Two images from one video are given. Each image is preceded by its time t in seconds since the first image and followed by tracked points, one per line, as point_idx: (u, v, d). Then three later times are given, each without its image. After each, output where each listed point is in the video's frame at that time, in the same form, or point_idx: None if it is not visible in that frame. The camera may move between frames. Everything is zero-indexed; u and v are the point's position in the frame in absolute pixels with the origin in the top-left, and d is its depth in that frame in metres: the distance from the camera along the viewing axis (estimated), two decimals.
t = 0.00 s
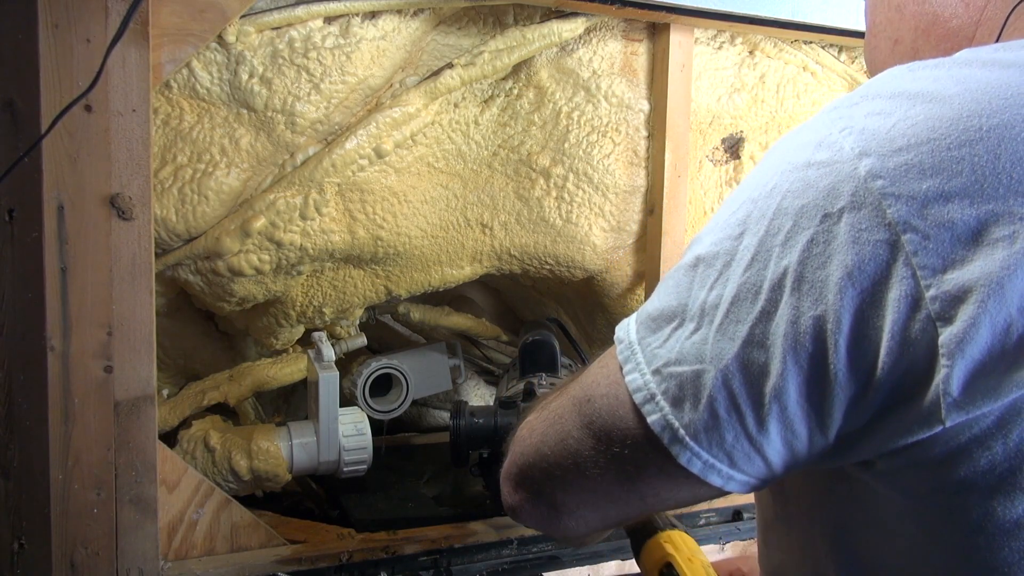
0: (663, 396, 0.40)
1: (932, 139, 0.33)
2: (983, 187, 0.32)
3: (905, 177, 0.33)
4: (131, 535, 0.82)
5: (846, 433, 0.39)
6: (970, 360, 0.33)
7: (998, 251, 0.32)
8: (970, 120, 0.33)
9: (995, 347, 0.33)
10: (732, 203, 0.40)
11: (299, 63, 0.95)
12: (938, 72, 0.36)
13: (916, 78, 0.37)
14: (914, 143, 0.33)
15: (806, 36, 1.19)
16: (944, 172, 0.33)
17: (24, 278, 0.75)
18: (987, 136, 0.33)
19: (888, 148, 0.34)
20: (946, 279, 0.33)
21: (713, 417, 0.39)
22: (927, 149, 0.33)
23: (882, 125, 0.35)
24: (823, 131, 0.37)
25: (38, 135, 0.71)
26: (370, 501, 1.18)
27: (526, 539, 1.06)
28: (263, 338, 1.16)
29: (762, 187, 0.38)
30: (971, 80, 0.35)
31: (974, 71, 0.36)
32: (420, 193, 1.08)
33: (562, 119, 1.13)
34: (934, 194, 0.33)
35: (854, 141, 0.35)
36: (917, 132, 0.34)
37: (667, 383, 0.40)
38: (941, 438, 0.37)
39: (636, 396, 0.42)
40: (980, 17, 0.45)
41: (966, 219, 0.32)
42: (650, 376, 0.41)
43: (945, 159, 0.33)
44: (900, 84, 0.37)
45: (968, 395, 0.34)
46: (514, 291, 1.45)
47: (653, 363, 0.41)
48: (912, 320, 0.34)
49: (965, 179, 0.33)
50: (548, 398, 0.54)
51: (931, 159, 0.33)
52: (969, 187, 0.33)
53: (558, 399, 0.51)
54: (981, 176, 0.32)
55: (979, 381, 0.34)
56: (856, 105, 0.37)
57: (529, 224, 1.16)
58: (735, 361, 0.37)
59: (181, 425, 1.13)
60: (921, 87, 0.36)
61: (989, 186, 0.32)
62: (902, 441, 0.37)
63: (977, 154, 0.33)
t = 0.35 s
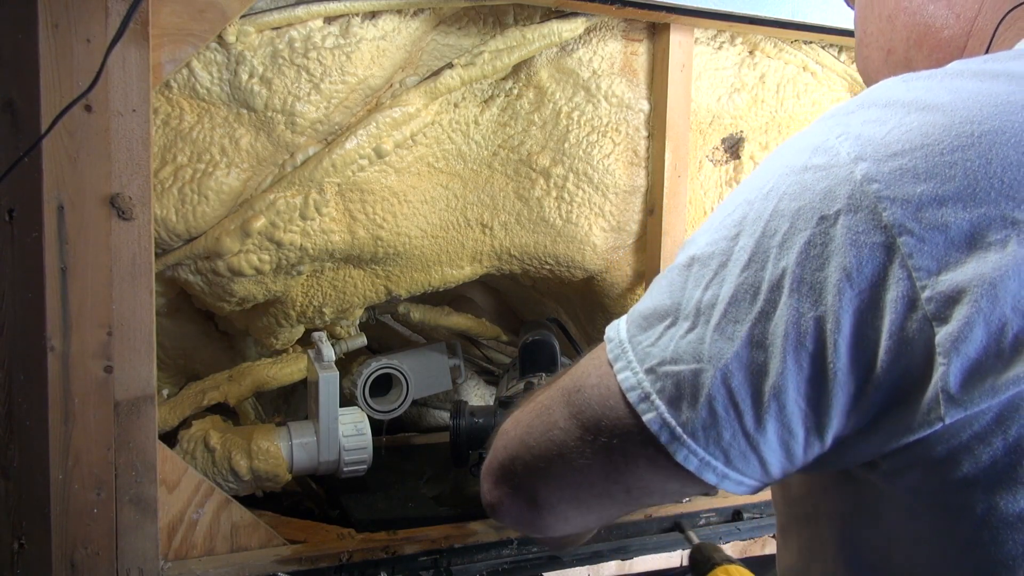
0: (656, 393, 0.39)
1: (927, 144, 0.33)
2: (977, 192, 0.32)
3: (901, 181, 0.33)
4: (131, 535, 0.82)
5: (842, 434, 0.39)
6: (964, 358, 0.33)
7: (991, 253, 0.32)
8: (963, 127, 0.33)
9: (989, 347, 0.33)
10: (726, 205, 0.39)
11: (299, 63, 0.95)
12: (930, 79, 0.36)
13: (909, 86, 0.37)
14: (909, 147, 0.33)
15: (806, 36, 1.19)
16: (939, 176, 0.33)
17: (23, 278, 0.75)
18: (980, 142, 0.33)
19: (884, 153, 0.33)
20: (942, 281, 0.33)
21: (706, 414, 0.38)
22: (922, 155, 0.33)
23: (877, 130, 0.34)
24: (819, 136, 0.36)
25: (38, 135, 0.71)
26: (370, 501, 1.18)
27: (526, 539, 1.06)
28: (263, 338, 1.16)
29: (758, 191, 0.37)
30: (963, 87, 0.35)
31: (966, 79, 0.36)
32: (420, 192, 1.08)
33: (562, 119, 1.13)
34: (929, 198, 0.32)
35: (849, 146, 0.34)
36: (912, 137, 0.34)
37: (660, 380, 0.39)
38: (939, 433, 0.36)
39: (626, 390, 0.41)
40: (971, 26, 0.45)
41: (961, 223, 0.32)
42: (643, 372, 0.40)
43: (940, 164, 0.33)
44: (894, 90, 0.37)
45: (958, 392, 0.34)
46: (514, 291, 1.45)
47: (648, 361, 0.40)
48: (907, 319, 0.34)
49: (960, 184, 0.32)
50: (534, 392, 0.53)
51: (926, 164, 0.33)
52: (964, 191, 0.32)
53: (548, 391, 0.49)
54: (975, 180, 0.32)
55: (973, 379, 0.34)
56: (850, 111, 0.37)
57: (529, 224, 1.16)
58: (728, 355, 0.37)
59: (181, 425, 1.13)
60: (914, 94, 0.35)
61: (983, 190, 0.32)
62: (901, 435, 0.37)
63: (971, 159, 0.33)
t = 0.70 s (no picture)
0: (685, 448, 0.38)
1: (908, 166, 0.33)
2: (959, 206, 0.33)
3: (888, 208, 0.33)
4: (131, 534, 0.82)
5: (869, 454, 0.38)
6: (964, 365, 0.33)
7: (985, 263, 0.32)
8: (939, 143, 0.33)
9: (984, 352, 0.33)
10: (721, 245, 0.40)
11: (299, 63, 0.95)
12: (909, 101, 0.37)
13: (881, 111, 0.37)
14: (891, 172, 0.34)
15: (805, 36, 1.19)
16: (922, 198, 0.33)
17: (23, 278, 0.75)
18: (961, 157, 0.33)
19: (866, 182, 0.34)
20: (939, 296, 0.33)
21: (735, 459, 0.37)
22: (901, 178, 0.33)
23: (856, 159, 0.35)
24: (800, 172, 0.37)
25: (38, 135, 0.71)
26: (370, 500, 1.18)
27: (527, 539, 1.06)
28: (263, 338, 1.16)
29: (753, 232, 0.38)
30: (940, 105, 0.35)
31: (937, 95, 0.36)
32: (420, 192, 1.09)
33: (562, 119, 1.13)
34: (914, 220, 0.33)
35: (832, 178, 0.35)
36: (894, 161, 0.34)
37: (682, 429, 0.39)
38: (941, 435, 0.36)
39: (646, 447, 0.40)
40: (951, 45, 0.44)
41: (950, 239, 0.33)
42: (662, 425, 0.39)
43: (920, 186, 0.33)
44: (869, 115, 0.37)
45: (962, 399, 0.34)
46: (514, 292, 1.44)
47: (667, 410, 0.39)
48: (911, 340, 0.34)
49: (942, 201, 0.33)
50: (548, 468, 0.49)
51: (907, 187, 0.33)
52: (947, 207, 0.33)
53: (566, 470, 0.45)
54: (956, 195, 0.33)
55: (972, 386, 0.34)
56: (827, 143, 0.37)
57: (529, 224, 1.17)
58: (749, 393, 0.36)
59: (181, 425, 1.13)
60: (887, 118, 0.36)
61: (966, 203, 0.32)
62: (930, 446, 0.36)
63: (951, 175, 0.33)
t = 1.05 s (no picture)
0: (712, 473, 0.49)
1: (841, 232, 0.40)
2: (886, 262, 0.39)
3: (827, 269, 0.40)
4: (131, 534, 0.82)
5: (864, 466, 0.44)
6: (899, 392, 0.40)
7: (903, 306, 0.38)
8: (868, 208, 0.40)
9: (915, 376, 0.40)
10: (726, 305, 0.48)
11: (299, 63, 0.95)
12: (851, 164, 0.43)
13: (833, 172, 0.43)
14: (828, 240, 0.40)
15: (805, 36, 1.19)
16: (854, 259, 0.40)
17: (23, 278, 0.75)
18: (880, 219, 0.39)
19: (810, 247, 0.41)
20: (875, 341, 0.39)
21: (744, 479, 0.47)
22: (837, 242, 0.40)
23: (803, 226, 0.42)
24: (765, 236, 0.44)
25: (39, 135, 0.71)
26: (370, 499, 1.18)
27: (526, 539, 1.06)
28: (262, 338, 1.14)
29: (740, 291, 0.46)
30: (869, 168, 0.41)
31: (878, 156, 0.42)
32: (420, 192, 1.09)
33: (562, 119, 1.13)
34: (850, 278, 0.40)
35: (786, 245, 0.42)
36: (830, 228, 0.41)
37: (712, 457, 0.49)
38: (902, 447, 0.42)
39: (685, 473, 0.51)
40: (948, 58, 0.49)
41: (878, 289, 0.39)
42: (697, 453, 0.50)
43: (852, 248, 0.40)
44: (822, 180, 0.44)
45: (904, 421, 0.40)
46: (514, 292, 1.44)
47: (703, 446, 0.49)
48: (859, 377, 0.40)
49: (872, 259, 0.39)
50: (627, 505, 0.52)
51: (841, 249, 0.40)
52: (877, 263, 0.39)
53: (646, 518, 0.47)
54: (883, 252, 0.39)
55: (910, 409, 0.40)
56: (789, 205, 0.44)
57: (529, 224, 1.17)
58: (751, 427, 0.45)
59: (180, 426, 1.12)
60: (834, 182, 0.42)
61: (893, 259, 0.39)
62: (905, 460, 0.42)
63: (879, 235, 0.39)
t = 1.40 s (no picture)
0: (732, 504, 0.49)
1: (841, 263, 0.41)
2: (887, 291, 0.39)
3: (828, 300, 0.41)
4: (131, 534, 0.82)
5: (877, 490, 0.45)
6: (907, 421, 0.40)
7: (905, 337, 0.39)
8: (864, 235, 0.40)
9: (922, 406, 0.40)
10: (733, 331, 0.48)
11: (299, 63, 0.95)
12: (846, 187, 0.43)
13: (825, 196, 0.44)
14: (829, 271, 0.41)
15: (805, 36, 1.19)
16: (855, 290, 0.40)
17: (23, 279, 0.75)
18: (878, 249, 0.39)
19: (810, 277, 0.42)
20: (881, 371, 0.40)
21: (762, 506, 0.47)
22: (836, 272, 0.41)
23: (801, 256, 0.42)
24: (763, 265, 0.45)
25: (38, 135, 0.71)
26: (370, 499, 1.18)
27: (526, 540, 1.06)
28: (262, 338, 1.14)
29: (744, 319, 0.47)
30: (865, 192, 0.42)
31: (870, 180, 0.42)
32: (420, 192, 1.09)
33: (562, 119, 1.13)
34: (851, 309, 0.40)
35: (786, 275, 0.43)
36: (829, 259, 0.41)
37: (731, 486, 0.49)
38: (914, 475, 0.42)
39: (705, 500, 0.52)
40: (943, 62, 0.49)
41: (880, 320, 0.40)
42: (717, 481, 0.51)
43: (852, 277, 0.40)
44: (818, 204, 0.44)
45: (913, 451, 0.41)
46: (514, 292, 1.45)
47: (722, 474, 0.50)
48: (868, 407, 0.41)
49: (872, 289, 0.40)
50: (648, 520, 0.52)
51: (840, 279, 0.40)
52: (877, 292, 0.40)
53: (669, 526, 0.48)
54: (883, 280, 0.39)
55: (920, 438, 0.40)
56: (782, 232, 0.45)
57: (529, 224, 1.17)
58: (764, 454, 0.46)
59: (181, 426, 1.11)
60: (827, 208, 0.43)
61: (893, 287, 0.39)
62: (919, 490, 0.43)
63: (876, 264, 0.39)
